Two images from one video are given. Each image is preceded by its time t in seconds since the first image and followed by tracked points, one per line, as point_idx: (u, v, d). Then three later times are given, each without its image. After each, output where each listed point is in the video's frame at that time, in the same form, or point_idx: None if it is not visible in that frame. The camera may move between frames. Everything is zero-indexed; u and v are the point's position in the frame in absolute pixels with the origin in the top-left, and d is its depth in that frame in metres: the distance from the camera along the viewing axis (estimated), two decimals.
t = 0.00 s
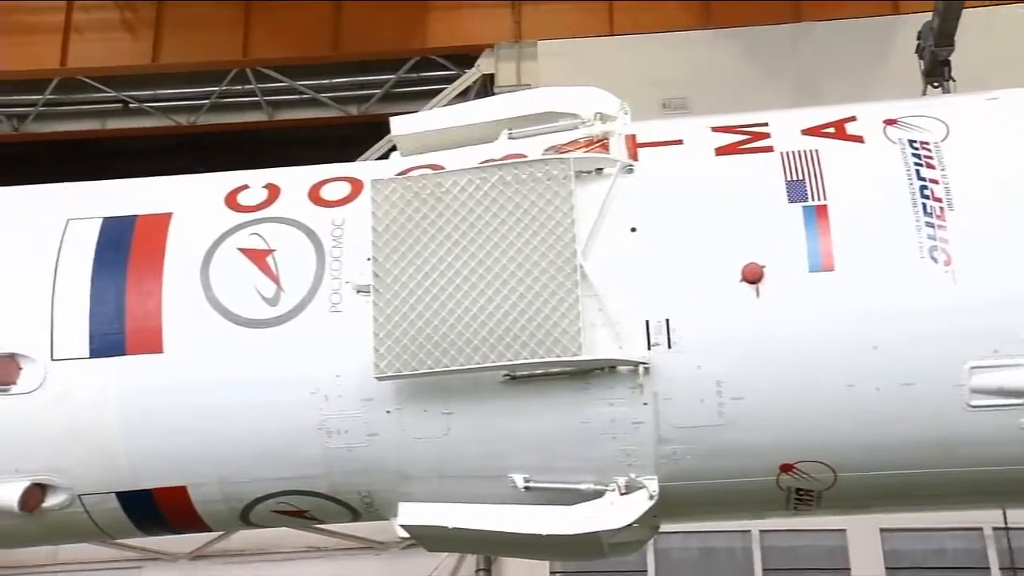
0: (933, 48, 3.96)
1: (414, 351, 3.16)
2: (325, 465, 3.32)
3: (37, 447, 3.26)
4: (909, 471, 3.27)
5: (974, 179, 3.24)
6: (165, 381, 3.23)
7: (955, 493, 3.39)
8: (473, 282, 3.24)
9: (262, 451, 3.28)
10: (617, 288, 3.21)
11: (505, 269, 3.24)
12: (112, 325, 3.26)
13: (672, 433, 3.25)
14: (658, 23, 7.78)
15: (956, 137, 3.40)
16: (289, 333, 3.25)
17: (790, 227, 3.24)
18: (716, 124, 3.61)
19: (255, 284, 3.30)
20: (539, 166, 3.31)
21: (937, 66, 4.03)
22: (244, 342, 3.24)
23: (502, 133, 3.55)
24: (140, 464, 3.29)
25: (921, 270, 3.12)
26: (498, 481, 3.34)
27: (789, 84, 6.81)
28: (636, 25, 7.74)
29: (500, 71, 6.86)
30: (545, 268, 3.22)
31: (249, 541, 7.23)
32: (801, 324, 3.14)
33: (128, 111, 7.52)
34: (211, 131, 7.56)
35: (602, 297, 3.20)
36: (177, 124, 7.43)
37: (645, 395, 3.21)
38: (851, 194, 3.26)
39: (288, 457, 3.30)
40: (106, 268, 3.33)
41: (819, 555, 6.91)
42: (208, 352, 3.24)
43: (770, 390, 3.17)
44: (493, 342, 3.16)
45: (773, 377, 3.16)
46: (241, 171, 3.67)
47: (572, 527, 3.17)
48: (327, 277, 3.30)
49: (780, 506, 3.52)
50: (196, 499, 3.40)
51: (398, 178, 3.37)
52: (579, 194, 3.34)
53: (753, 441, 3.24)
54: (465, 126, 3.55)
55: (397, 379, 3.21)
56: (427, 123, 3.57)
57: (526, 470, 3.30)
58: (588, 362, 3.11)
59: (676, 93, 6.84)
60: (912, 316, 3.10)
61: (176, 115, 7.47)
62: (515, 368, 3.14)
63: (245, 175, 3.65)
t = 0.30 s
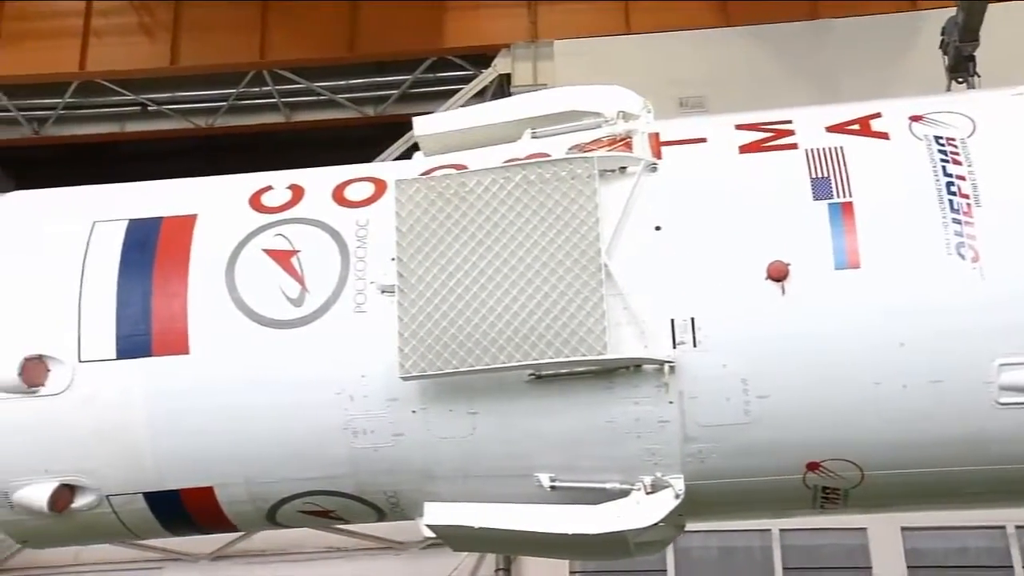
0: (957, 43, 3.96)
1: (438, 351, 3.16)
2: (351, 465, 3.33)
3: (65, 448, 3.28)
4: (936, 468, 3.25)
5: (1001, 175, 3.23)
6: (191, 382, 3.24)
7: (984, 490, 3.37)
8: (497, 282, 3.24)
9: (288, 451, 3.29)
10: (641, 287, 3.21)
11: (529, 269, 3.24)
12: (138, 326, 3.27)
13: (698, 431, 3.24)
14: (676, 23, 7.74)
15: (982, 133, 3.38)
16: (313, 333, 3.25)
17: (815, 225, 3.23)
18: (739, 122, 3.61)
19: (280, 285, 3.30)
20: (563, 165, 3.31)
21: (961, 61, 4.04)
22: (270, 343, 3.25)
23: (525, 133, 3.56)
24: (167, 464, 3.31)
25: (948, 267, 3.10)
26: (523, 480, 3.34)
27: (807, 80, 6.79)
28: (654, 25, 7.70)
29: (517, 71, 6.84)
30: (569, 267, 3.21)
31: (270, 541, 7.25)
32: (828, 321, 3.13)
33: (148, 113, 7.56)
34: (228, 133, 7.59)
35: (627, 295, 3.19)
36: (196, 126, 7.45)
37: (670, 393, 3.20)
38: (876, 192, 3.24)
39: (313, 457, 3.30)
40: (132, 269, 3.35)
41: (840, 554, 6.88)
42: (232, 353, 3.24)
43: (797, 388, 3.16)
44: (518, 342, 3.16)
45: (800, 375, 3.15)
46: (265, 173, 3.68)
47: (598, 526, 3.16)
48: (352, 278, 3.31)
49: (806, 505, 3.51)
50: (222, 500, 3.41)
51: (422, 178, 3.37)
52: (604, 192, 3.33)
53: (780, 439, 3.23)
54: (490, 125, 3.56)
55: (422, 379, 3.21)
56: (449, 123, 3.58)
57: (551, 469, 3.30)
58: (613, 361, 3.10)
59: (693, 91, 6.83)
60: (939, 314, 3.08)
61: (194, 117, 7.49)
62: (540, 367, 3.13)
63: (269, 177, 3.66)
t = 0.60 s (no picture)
0: (987, 38, 3.94)
1: (466, 351, 3.16)
2: (380, 465, 3.34)
3: (97, 449, 3.30)
4: (967, 466, 3.23)
5: None
6: (221, 383, 3.26)
7: (1016, 488, 3.34)
8: (524, 281, 3.24)
9: (317, 451, 3.30)
10: (669, 285, 3.20)
11: (556, 267, 3.24)
12: (167, 327, 3.29)
13: (727, 429, 3.23)
14: (697, 20, 7.70)
15: (1013, 127, 3.36)
16: (341, 333, 3.26)
17: (843, 221, 3.21)
18: (765, 119, 3.59)
19: (307, 286, 3.31)
20: (589, 163, 3.30)
21: (991, 55, 4.03)
22: (298, 344, 3.26)
23: (550, 131, 3.56)
24: (197, 465, 3.32)
25: (979, 263, 3.08)
26: (552, 479, 3.34)
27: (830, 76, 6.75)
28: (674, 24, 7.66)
29: (538, 70, 6.79)
30: (596, 266, 3.21)
31: (294, 542, 7.27)
32: (857, 318, 3.11)
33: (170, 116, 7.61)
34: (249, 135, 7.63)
35: (654, 293, 3.18)
36: (216, 129, 7.49)
37: (699, 391, 3.19)
38: (905, 188, 3.23)
39: (342, 457, 3.32)
40: (160, 271, 3.37)
41: (865, 553, 6.85)
42: (261, 354, 3.26)
43: (826, 386, 3.15)
44: (545, 341, 3.15)
45: (830, 372, 3.13)
46: (292, 174, 3.70)
47: (627, 525, 3.16)
48: (379, 278, 3.31)
49: (837, 503, 3.49)
50: (252, 500, 3.43)
51: (448, 178, 3.37)
52: (630, 190, 3.32)
53: (810, 436, 3.22)
54: (515, 125, 3.56)
55: (450, 379, 3.21)
56: (476, 123, 3.58)
57: (580, 468, 3.30)
58: (642, 359, 3.10)
59: (715, 89, 6.80)
60: (970, 311, 3.06)
61: (215, 119, 7.52)
62: (568, 366, 3.13)
63: (295, 178, 3.67)
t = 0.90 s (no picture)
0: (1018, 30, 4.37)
1: (495, 350, 3.16)
2: (409, 464, 3.34)
3: (128, 450, 3.32)
4: (1000, 463, 3.21)
5: None
6: (249, 384, 3.27)
7: None
8: (552, 280, 3.24)
9: (346, 451, 3.31)
10: (698, 282, 3.19)
11: (584, 266, 3.24)
12: (197, 329, 3.31)
13: (756, 427, 3.22)
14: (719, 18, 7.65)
15: None
16: (369, 334, 3.27)
17: (873, 217, 3.19)
18: (793, 116, 3.58)
19: (336, 287, 3.32)
20: (617, 162, 3.30)
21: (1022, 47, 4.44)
22: (327, 344, 3.27)
23: (577, 130, 3.56)
24: (228, 465, 3.34)
25: (1011, 258, 3.06)
26: (580, 478, 3.33)
27: (853, 72, 6.73)
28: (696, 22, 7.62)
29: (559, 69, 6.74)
30: (624, 264, 3.20)
31: (319, 543, 7.27)
32: (888, 315, 3.09)
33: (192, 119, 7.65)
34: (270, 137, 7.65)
35: (682, 291, 3.17)
36: (239, 132, 7.55)
37: (728, 389, 3.18)
38: (935, 184, 3.21)
39: (371, 457, 3.32)
40: (189, 273, 3.38)
41: (892, 550, 6.80)
42: (290, 354, 3.27)
43: (856, 382, 3.13)
44: (573, 340, 3.15)
45: (860, 369, 3.11)
46: (318, 175, 3.71)
47: (658, 523, 3.15)
48: (407, 278, 3.32)
49: (868, 500, 3.47)
50: (282, 500, 3.44)
51: (475, 178, 3.38)
52: (657, 188, 3.32)
53: (840, 434, 3.20)
54: (541, 125, 3.57)
55: (478, 379, 3.21)
56: (501, 122, 3.59)
57: (609, 467, 3.29)
58: (671, 358, 3.09)
59: (736, 87, 6.78)
60: (1003, 307, 3.04)
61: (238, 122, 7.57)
62: (597, 365, 3.13)
63: (322, 179, 3.69)
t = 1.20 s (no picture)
0: None
1: (525, 349, 3.16)
2: (440, 464, 3.35)
3: (162, 451, 3.34)
4: None
5: None
6: (280, 384, 3.28)
7: None
8: (581, 278, 3.24)
9: (377, 451, 3.32)
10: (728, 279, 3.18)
11: (613, 264, 3.23)
12: (228, 330, 3.32)
13: (788, 424, 3.20)
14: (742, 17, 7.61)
15: None
16: (399, 334, 3.27)
17: (905, 212, 3.17)
18: (822, 111, 3.56)
19: (365, 287, 3.33)
20: (646, 159, 3.29)
21: None
22: (357, 344, 3.28)
23: (604, 128, 3.55)
24: (259, 466, 3.35)
25: None
26: (611, 477, 3.33)
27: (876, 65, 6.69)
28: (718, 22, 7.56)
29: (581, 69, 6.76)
30: (653, 262, 3.20)
31: (345, 543, 7.27)
32: (921, 310, 3.06)
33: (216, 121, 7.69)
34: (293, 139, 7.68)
35: (712, 289, 3.17)
36: (263, 133, 7.56)
37: (759, 387, 3.17)
38: (967, 178, 3.18)
39: (402, 456, 3.33)
40: (220, 275, 3.40)
41: (921, 548, 6.76)
42: (321, 355, 3.28)
43: (889, 379, 3.10)
44: (603, 339, 3.14)
45: (892, 365, 3.09)
46: (347, 176, 3.72)
47: (690, 522, 3.14)
48: (437, 278, 3.32)
49: (902, 498, 3.45)
50: (314, 500, 3.45)
51: (503, 177, 3.38)
52: (686, 185, 3.31)
53: (873, 431, 3.18)
54: (568, 123, 3.56)
55: (508, 378, 3.21)
56: (529, 121, 3.59)
57: (640, 465, 3.29)
58: (701, 355, 3.08)
59: (759, 84, 6.75)
60: None
61: (262, 124, 7.60)
62: (627, 363, 3.12)
63: (351, 180, 3.70)
